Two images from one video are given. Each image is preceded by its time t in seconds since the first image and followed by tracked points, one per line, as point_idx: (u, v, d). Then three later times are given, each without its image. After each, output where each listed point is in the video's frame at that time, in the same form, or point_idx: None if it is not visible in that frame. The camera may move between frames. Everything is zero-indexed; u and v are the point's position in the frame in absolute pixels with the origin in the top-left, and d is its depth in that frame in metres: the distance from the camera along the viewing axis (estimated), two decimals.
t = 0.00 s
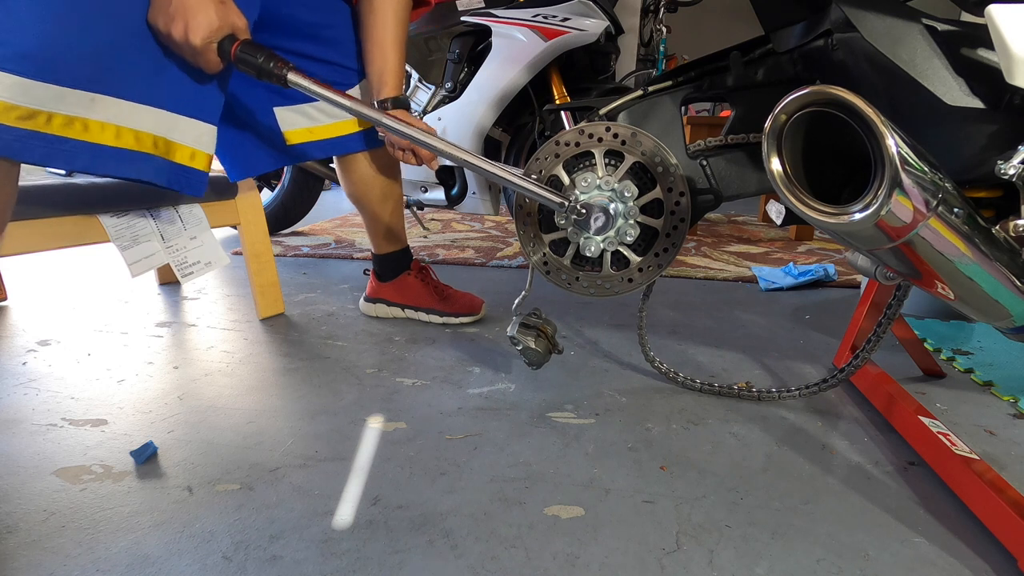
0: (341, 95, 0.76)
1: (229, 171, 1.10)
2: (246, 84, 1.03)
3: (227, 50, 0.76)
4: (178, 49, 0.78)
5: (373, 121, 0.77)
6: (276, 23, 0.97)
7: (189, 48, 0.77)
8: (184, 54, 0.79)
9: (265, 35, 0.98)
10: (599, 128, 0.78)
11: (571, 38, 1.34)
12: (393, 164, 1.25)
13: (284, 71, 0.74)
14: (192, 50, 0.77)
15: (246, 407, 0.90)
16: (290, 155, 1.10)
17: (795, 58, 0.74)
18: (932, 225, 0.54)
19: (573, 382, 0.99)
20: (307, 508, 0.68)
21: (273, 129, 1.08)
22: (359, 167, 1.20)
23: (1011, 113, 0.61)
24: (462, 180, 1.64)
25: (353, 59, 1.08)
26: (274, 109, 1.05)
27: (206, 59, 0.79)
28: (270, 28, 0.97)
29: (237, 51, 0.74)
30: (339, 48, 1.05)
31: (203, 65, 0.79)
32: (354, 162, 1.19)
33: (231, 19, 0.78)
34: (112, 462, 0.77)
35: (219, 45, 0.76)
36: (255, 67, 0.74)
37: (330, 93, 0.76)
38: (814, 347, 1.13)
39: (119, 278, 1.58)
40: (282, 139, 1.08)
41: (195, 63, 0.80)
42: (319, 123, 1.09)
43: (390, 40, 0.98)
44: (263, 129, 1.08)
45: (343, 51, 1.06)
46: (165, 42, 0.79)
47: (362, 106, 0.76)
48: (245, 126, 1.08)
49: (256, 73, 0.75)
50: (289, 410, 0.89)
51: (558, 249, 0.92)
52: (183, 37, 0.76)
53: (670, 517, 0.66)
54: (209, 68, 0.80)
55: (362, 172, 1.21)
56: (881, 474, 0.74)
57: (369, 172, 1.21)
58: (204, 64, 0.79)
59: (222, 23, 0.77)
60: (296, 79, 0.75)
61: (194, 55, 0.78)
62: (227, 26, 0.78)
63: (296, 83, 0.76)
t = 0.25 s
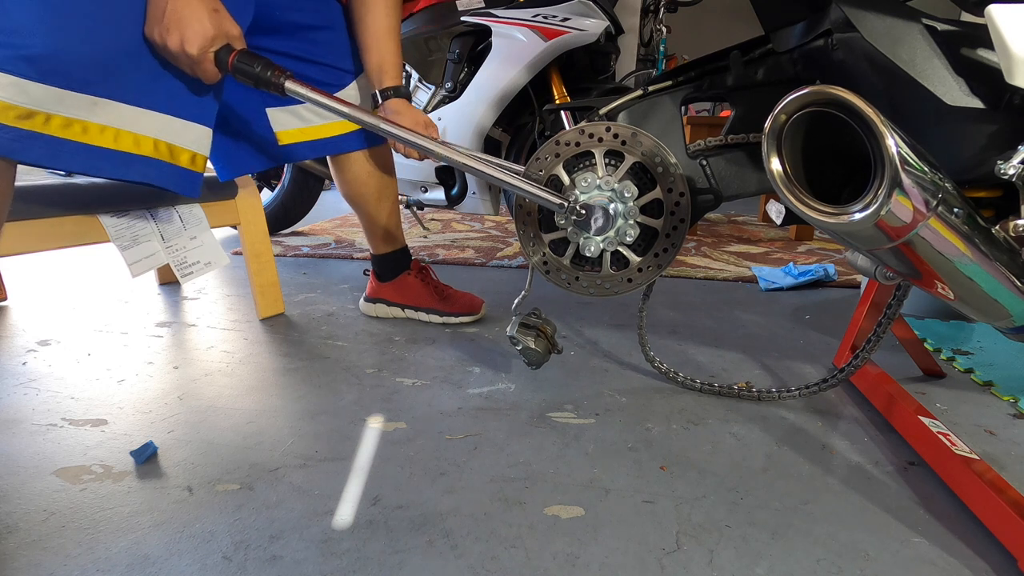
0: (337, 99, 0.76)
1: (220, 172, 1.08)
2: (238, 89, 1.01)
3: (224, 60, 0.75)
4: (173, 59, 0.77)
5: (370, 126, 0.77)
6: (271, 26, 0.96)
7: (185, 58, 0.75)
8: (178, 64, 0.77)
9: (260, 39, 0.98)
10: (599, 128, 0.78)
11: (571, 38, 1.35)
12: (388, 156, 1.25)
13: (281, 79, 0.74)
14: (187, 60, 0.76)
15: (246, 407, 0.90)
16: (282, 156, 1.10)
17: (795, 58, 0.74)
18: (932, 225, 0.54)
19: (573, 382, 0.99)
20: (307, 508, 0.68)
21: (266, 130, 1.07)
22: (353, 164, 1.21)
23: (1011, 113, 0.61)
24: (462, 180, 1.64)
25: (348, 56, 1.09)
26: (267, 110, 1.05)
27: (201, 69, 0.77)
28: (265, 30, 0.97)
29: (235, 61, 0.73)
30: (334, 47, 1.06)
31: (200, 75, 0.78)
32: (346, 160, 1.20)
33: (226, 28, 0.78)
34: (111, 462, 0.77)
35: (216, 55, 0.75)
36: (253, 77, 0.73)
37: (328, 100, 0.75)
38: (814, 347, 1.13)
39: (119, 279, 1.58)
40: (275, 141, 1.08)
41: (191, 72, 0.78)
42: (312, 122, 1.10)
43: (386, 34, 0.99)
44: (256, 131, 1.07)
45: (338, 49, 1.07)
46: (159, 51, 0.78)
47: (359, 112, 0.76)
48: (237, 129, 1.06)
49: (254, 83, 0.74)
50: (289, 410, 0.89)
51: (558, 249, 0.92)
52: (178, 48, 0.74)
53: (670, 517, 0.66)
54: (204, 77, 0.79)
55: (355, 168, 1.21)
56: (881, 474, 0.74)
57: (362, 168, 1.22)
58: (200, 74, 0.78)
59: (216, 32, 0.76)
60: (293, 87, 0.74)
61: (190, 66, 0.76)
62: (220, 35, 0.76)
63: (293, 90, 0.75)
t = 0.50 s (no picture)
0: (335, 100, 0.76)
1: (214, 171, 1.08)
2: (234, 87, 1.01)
3: (224, 62, 0.73)
4: (172, 60, 0.75)
5: (371, 127, 0.77)
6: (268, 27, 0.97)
7: (184, 59, 0.74)
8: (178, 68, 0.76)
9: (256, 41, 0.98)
10: (599, 128, 0.78)
11: (571, 38, 1.35)
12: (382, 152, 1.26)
13: (281, 80, 0.74)
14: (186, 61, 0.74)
15: (246, 407, 0.90)
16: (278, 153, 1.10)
17: (795, 58, 0.74)
18: (932, 225, 0.54)
19: (573, 382, 0.99)
20: (307, 508, 0.68)
21: (262, 128, 1.06)
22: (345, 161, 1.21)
23: (1011, 113, 0.61)
24: (462, 180, 1.64)
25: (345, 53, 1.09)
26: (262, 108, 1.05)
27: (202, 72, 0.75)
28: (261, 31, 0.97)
29: (234, 61, 0.72)
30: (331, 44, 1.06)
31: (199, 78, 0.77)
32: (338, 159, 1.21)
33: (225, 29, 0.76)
34: (112, 462, 0.77)
35: (216, 55, 0.73)
36: (252, 78, 0.72)
37: (327, 100, 0.75)
38: (814, 346, 1.13)
39: (119, 279, 1.58)
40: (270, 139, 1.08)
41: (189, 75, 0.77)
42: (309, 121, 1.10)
43: (376, 29, 1.00)
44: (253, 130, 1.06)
45: (335, 47, 1.06)
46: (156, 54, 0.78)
47: (358, 112, 0.76)
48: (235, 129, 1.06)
49: (254, 85, 0.73)
50: (289, 410, 0.89)
51: (558, 249, 0.92)
52: (177, 49, 0.73)
53: (670, 517, 0.66)
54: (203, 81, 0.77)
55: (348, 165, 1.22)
56: (881, 474, 0.74)
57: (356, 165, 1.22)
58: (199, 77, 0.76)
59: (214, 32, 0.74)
60: (293, 87, 0.75)
61: (189, 66, 0.75)
62: (218, 36, 0.75)
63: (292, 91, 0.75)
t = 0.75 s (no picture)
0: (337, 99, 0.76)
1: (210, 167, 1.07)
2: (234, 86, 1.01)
3: (224, 62, 0.73)
4: (174, 60, 0.74)
5: (371, 127, 0.77)
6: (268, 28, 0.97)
7: (186, 58, 0.73)
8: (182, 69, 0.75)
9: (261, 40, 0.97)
10: (599, 128, 0.78)
11: (571, 38, 1.35)
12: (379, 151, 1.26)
13: (281, 80, 0.74)
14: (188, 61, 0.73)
15: (246, 407, 0.90)
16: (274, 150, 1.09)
17: (795, 58, 0.74)
18: (932, 225, 0.54)
19: (573, 382, 0.99)
20: (307, 508, 0.68)
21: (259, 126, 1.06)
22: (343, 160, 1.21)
23: (1010, 113, 0.62)
24: (462, 180, 1.64)
25: (345, 51, 1.10)
26: (258, 104, 1.04)
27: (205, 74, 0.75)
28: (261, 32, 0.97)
29: (234, 61, 0.71)
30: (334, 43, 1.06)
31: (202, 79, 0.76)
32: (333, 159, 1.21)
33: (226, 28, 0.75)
34: (111, 462, 0.77)
35: (216, 55, 0.73)
36: (252, 78, 0.71)
37: (327, 100, 0.75)
38: (814, 346, 1.13)
39: (119, 279, 1.58)
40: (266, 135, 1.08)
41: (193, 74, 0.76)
42: (306, 117, 1.10)
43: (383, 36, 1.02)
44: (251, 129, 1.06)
45: (337, 47, 1.07)
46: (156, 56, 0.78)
47: (359, 112, 0.76)
48: (234, 130, 1.06)
49: (253, 85, 0.72)
50: (290, 410, 0.89)
51: (558, 250, 0.92)
52: (178, 47, 0.72)
53: (670, 517, 0.66)
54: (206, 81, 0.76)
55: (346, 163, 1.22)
56: (881, 474, 0.74)
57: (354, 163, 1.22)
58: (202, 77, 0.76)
59: (214, 30, 0.73)
60: (295, 88, 0.75)
61: (190, 63, 0.74)
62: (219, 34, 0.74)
63: (293, 91, 0.75)
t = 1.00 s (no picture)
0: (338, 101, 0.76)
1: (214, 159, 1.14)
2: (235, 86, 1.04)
3: (225, 63, 0.72)
4: (176, 60, 0.74)
5: (371, 128, 0.77)
6: (270, 31, 0.97)
7: (187, 59, 0.73)
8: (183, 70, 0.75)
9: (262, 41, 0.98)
10: (599, 128, 0.78)
11: (571, 38, 1.35)
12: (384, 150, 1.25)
13: (281, 81, 0.73)
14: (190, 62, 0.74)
15: (246, 407, 0.90)
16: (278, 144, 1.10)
17: (795, 58, 0.74)
18: (932, 225, 0.54)
19: (573, 382, 0.99)
20: (307, 508, 0.68)
21: (262, 122, 1.08)
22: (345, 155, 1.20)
23: (1010, 113, 0.62)
24: (462, 180, 1.64)
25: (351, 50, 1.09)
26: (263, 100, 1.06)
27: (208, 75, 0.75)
28: (263, 32, 0.97)
29: (235, 63, 0.71)
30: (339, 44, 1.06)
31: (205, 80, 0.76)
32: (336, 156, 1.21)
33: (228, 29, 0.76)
34: (112, 462, 0.77)
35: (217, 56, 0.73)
36: (253, 78, 0.71)
37: (327, 100, 0.75)
38: (814, 347, 1.13)
39: (119, 279, 1.58)
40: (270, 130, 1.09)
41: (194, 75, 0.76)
42: (309, 115, 1.11)
43: (394, 42, 0.99)
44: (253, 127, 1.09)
45: (343, 46, 1.06)
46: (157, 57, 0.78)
47: (357, 113, 0.76)
48: (236, 128, 1.09)
49: (255, 86, 0.72)
50: (290, 410, 0.89)
51: (558, 250, 0.92)
52: (179, 48, 0.72)
53: (670, 517, 0.66)
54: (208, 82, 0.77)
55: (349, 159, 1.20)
56: (881, 474, 0.74)
57: (357, 159, 1.21)
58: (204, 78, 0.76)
59: (216, 31, 0.73)
60: (295, 88, 0.74)
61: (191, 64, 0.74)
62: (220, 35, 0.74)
63: (293, 92, 0.75)
